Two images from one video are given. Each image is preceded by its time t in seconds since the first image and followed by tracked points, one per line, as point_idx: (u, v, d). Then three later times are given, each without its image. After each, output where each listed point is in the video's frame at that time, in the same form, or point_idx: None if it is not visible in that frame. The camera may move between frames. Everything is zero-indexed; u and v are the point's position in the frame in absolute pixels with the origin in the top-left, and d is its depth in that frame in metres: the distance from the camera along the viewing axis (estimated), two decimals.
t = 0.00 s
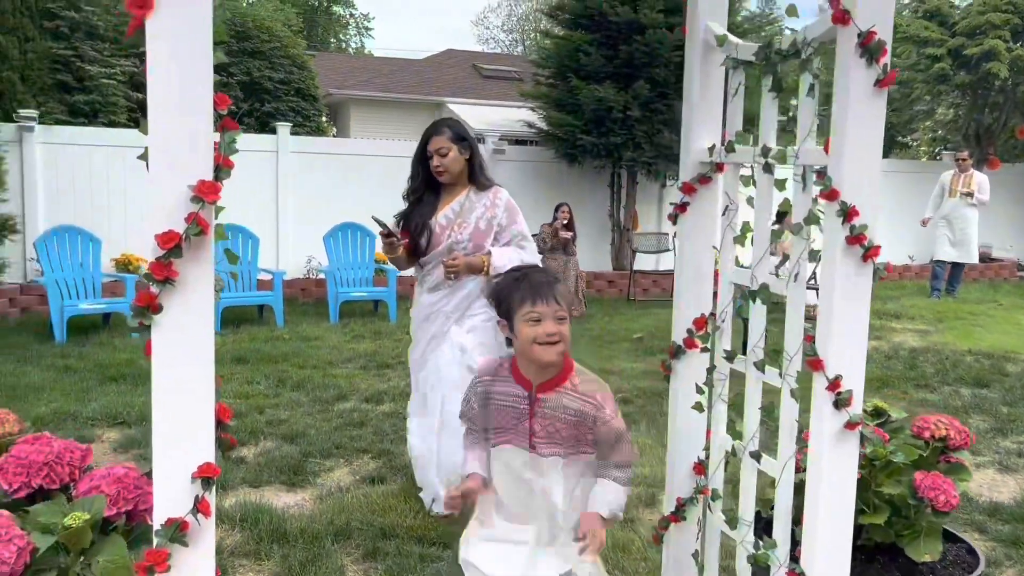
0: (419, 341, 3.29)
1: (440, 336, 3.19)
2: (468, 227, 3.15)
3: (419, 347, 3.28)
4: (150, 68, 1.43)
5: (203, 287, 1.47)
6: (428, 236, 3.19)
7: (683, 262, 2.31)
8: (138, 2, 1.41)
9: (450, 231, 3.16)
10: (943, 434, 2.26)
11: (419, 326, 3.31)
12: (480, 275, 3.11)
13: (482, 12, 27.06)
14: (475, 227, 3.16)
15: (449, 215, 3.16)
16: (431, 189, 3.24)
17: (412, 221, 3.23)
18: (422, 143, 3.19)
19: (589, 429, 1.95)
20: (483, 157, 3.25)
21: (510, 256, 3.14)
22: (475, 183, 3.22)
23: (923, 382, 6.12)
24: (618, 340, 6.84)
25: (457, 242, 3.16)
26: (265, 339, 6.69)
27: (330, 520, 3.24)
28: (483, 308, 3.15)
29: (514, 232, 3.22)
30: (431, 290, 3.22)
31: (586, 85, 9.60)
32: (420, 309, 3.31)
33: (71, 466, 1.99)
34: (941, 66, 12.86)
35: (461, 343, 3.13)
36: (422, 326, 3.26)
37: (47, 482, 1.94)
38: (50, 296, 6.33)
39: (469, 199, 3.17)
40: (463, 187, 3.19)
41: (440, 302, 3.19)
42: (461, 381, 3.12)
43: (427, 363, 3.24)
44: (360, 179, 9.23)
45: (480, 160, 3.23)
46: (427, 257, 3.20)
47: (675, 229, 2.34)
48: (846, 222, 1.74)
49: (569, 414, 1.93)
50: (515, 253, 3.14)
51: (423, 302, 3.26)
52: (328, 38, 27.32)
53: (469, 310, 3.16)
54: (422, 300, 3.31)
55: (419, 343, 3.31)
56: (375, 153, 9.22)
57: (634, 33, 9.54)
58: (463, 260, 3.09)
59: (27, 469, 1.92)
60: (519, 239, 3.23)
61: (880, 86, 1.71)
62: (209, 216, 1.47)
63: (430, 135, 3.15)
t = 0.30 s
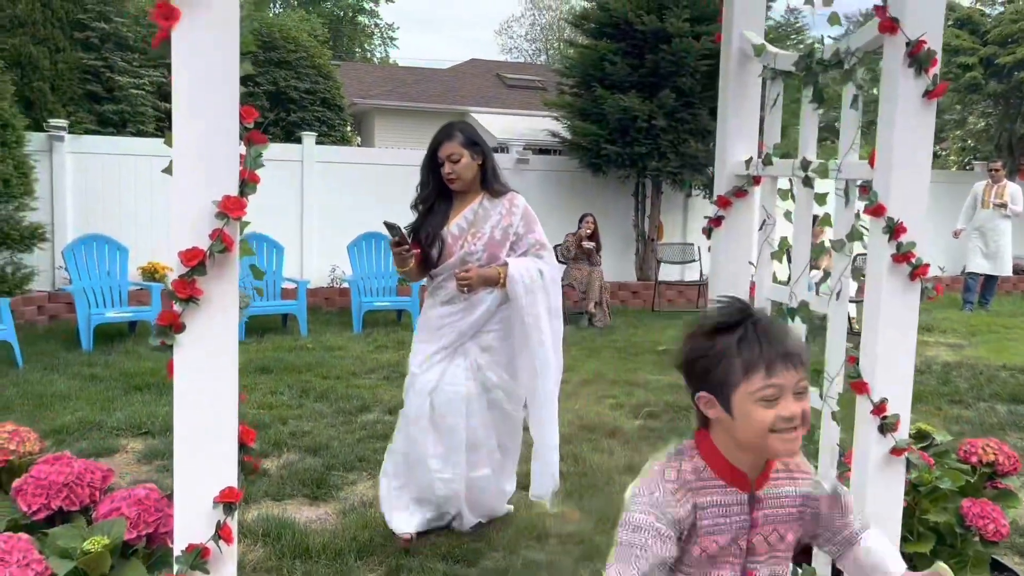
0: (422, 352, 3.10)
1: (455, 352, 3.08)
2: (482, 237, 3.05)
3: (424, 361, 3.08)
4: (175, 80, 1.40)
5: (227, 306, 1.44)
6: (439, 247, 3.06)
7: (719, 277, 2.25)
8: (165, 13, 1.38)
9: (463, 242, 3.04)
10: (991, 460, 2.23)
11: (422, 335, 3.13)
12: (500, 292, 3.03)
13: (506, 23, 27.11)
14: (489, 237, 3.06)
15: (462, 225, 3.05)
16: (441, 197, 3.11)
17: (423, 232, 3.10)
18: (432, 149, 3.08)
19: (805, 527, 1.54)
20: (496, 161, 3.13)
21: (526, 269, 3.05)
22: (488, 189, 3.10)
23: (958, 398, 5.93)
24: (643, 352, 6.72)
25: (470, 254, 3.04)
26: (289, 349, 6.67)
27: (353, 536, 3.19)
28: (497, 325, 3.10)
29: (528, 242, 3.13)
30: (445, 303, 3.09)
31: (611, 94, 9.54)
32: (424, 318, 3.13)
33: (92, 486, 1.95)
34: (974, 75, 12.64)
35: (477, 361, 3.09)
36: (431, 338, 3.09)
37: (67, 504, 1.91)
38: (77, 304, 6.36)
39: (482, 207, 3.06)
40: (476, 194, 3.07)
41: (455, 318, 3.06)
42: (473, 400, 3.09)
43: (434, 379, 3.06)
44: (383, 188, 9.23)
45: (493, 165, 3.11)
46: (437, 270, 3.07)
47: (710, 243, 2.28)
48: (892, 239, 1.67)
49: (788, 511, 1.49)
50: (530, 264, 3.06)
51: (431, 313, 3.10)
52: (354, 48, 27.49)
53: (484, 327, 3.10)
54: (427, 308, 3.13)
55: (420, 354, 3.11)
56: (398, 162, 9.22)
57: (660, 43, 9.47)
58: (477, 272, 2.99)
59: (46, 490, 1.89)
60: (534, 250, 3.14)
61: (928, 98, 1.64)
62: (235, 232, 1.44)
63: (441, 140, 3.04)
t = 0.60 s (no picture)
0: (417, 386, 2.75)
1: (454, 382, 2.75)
2: (481, 256, 2.75)
3: (421, 396, 2.73)
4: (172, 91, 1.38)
5: (227, 321, 1.44)
6: (434, 267, 2.76)
7: (731, 288, 2.20)
8: (164, 23, 1.37)
9: (461, 260, 2.75)
10: (1014, 478, 2.28)
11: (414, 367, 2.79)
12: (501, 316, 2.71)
13: (521, 31, 27.10)
14: (489, 256, 2.77)
15: (459, 242, 2.75)
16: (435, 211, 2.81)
17: (413, 249, 2.78)
18: (428, 160, 2.80)
19: None
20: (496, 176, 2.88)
21: (529, 290, 2.77)
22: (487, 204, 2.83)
23: (976, 410, 5.57)
24: (657, 362, 6.64)
25: (468, 275, 2.75)
26: (300, 356, 6.64)
27: (361, 548, 3.16)
28: (496, 351, 2.78)
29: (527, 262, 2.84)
30: (438, 331, 2.76)
31: (625, 101, 9.48)
32: (417, 348, 2.79)
33: (89, 504, 1.94)
34: (994, 81, 12.47)
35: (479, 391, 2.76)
36: (426, 370, 2.75)
37: (65, 522, 1.90)
38: (91, 311, 6.36)
39: (481, 223, 2.78)
40: (475, 210, 2.80)
41: (453, 346, 2.74)
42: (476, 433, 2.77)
43: (436, 415, 2.71)
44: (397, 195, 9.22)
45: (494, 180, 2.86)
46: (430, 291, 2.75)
47: (722, 253, 2.23)
48: (912, 252, 1.62)
49: None
50: (531, 284, 2.78)
51: (425, 342, 2.77)
52: (370, 55, 27.53)
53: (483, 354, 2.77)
54: (418, 337, 2.80)
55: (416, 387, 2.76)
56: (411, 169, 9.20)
57: (675, 49, 9.43)
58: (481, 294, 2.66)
59: (44, 507, 1.88)
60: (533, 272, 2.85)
61: (950, 107, 1.59)
62: (233, 245, 1.43)
63: (440, 150, 2.77)
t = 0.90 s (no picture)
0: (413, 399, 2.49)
1: (455, 393, 2.48)
2: (482, 257, 2.50)
3: (422, 409, 2.47)
4: (160, 92, 1.38)
5: (216, 324, 1.42)
6: (433, 273, 2.49)
7: (733, 293, 2.17)
8: (149, 20, 1.36)
9: (462, 263, 2.49)
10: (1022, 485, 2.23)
11: (405, 377, 2.51)
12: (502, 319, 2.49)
13: (527, 37, 27.10)
14: (490, 256, 2.51)
15: (457, 243, 2.48)
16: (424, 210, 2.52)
17: (404, 254, 2.50)
18: (413, 156, 2.50)
19: None
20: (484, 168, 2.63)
21: (529, 289, 2.57)
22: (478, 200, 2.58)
23: (984, 418, 5.50)
24: (662, 368, 6.59)
25: (472, 278, 2.49)
26: (304, 361, 6.63)
27: (360, 555, 3.14)
28: (497, 353, 2.54)
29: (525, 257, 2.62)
30: (438, 337, 2.46)
31: (631, 106, 9.46)
32: (408, 357, 2.50)
33: (77, 510, 1.93)
34: (1002, 86, 12.42)
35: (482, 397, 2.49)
36: (422, 380, 2.48)
37: (52, 529, 1.88)
38: (96, 316, 6.34)
39: (474, 221, 2.52)
40: (468, 208, 2.55)
41: (456, 353, 2.46)
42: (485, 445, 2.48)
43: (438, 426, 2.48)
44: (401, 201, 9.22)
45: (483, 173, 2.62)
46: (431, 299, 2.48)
47: (724, 258, 2.20)
48: (916, 256, 1.59)
49: None
50: (531, 283, 2.58)
51: (420, 351, 2.48)
52: (377, 62, 27.55)
53: (484, 358, 2.51)
54: (409, 345, 2.50)
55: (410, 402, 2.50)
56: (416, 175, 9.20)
57: (680, 55, 9.41)
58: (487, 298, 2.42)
59: (30, 514, 1.86)
60: (530, 268, 2.63)
61: (955, 108, 1.56)
62: (222, 248, 1.42)
63: (428, 145, 2.49)
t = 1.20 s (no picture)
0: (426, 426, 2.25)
1: (469, 417, 2.25)
2: (498, 269, 2.24)
3: (435, 438, 2.24)
4: (155, 96, 1.37)
5: (210, 327, 1.42)
6: (447, 288, 2.24)
7: (731, 297, 2.16)
8: (143, 23, 1.35)
9: (476, 277, 2.23)
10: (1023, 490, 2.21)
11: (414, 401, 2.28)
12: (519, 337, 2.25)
13: (528, 42, 27.15)
14: (507, 269, 2.26)
15: (471, 255, 2.23)
16: (434, 222, 2.28)
17: (412, 269, 2.24)
18: (419, 166, 2.27)
19: None
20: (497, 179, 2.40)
21: (545, 307, 2.33)
22: (491, 211, 2.35)
23: (986, 422, 5.49)
24: (663, 372, 6.58)
25: (488, 293, 2.23)
26: (304, 366, 6.62)
27: (360, 560, 3.12)
28: (514, 374, 2.30)
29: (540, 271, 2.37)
30: (452, 357, 2.23)
31: (631, 110, 9.47)
32: (417, 379, 2.27)
33: (70, 517, 1.92)
34: (1002, 90, 12.42)
35: (497, 423, 2.27)
36: (434, 406, 2.25)
37: (45, 535, 1.86)
38: (96, 321, 6.33)
39: (487, 232, 2.28)
40: (479, 219, 2.31)
41: (472, 375, 2.23)
42: (502, 475, 2.26)
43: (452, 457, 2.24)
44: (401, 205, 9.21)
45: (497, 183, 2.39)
46: (447, 316, 2.22)
47: (722, 261, 2.19)
48: (915, 259, 1.58)
49: None
50: (550, 300, 2.34)
51: (433, 374, 2.24)
52: (378, 67, 27.62)
53: (500, 379, 2.28)
54: (420, 366, 2.26)
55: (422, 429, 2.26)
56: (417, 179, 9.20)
57: (681, 59, 9.41)
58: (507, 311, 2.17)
59: (24, 520, 1.85)
60: (545, 284, 2.39)
61: (954, 111, 1.55)
62: (216, 252, 1.41)
63: (436, 152, 2.25)
